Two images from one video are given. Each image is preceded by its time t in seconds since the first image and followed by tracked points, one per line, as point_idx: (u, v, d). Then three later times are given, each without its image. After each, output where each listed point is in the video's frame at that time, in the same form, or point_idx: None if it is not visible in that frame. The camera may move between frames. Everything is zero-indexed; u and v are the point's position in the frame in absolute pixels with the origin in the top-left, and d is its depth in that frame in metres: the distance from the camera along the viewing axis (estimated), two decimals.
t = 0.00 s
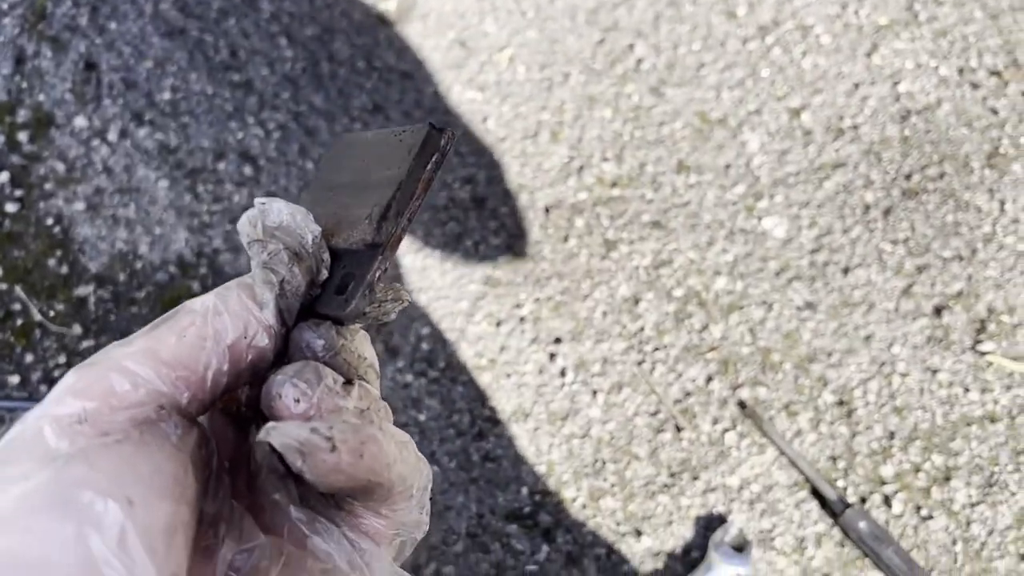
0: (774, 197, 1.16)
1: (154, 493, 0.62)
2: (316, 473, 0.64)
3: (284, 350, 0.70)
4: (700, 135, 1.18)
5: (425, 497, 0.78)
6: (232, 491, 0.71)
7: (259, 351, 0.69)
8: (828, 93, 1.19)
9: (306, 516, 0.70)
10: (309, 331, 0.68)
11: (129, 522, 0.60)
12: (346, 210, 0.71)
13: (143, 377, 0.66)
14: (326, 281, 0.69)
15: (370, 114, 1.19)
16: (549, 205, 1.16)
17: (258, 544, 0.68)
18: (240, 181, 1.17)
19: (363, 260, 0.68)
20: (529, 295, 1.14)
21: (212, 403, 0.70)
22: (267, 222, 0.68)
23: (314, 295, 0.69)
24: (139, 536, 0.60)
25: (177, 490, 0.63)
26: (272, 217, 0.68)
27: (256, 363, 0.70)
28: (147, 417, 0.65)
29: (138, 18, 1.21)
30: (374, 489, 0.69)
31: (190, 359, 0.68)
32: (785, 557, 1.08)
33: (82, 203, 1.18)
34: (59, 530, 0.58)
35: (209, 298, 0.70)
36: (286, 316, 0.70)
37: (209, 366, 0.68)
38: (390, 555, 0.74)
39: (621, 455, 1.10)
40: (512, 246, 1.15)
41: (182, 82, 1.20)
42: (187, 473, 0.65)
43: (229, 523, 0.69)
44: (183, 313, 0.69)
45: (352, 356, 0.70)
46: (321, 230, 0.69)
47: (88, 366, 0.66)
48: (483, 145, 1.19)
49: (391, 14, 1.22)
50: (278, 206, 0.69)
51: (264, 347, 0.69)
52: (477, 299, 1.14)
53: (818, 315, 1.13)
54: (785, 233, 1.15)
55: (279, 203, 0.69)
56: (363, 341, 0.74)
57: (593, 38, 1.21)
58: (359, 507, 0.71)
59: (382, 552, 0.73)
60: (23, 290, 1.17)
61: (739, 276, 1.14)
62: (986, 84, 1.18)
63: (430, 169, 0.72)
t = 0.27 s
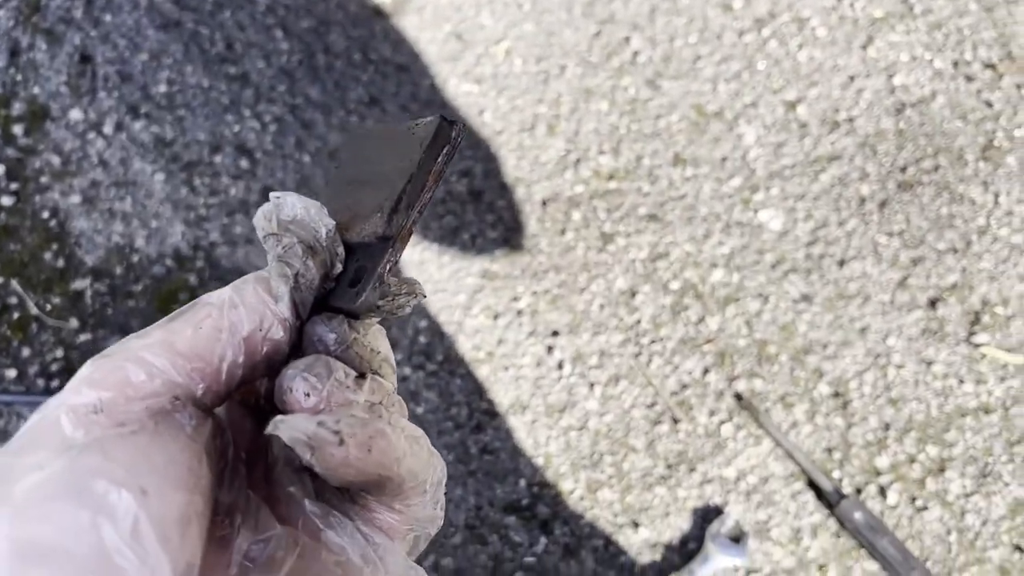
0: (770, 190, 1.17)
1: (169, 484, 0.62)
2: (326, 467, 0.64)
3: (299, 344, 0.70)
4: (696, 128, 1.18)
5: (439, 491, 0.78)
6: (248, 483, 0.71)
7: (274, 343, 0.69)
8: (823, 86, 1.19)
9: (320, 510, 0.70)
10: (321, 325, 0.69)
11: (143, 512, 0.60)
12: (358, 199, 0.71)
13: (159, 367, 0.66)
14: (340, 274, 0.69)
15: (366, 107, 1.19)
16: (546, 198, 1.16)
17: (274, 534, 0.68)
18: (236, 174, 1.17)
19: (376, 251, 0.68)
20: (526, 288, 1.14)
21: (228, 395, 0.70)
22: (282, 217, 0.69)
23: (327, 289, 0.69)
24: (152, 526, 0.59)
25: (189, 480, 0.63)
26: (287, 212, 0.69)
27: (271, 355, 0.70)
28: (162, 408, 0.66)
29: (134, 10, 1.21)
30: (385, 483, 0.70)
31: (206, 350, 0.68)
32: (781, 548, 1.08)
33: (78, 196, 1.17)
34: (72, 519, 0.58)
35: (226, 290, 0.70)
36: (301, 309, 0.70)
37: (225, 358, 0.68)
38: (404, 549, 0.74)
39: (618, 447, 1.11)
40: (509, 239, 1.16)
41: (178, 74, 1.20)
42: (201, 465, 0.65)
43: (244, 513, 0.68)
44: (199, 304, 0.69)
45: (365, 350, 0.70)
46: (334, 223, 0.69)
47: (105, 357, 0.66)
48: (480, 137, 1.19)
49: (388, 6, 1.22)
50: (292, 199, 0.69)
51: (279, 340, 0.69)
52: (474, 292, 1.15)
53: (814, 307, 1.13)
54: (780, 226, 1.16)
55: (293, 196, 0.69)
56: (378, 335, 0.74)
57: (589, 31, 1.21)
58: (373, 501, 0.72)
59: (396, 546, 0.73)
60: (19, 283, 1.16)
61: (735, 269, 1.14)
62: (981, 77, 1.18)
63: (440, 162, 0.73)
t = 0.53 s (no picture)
0: (763, 187, 1.17)
1: (165, 504, 0.62)
2: (320, 484, 0.64)
3: (296, 361, 0.70)
4: (689, 125, 1.18)
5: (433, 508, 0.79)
6: (245, 497, 0.72)
7: (272, 360, 0.69)
8: (817, 82, 1.20)
9: (315, 525, 0.71)
10: (316, 342, 0.68)
11: (138, 531, 0.60)
12: (354, 218, 0.72)
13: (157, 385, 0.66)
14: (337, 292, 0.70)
15: (360, 105, 1.19)
16: (540, 195, 1.17)
17: (269, 550, 0.68)
18: (230, 172, 1.17)
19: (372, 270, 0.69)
20: (520, 286, 1.15)
21: (224, 411, 0.70)
22: (280, 235, 0.70)
23: (325, 306, 0.70)
24: (148, 545, 0.60)
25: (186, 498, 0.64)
26: (286, 230, 0.70)
27: (268, 372, 0.70)
28: (159, 426, 0.66)
29: (127, 7, 1.21)
30: (380, 501, 0.70)
31: (203, 368, 0.68)
32: (774, 544, 1.09)
33: (71, 194, 1.17)
34: (69, 538, 0.59)
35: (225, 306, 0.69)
36: (298, 326, 0.70)
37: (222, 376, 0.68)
38: (398, 564, 0.75)
39: (612, 445, 1.11)
40: (503, 237, 1.16)
41: (171, 72, 1.19)
42: (198, 483, 0.65)
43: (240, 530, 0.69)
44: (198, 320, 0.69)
45: (361, 367, 0.70)
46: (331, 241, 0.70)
47: (104, 374, 0.66)
48: (474, 135, 1.19)
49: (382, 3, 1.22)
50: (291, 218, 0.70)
51: (276, 357, 0.69)
52: (468, 290, 1.15)
53: (807, 304, 1.14)
54: (774, 224, 1.16)
55: (292, 215, 0.70)
56: (374, 351, 0.74)
57: (583, 28, 1.21)
58: (367, 518, 0.72)
59: (390, 563, 0.73)
60: (13, 281, 1.16)
61: (728, 266, 1.15)
62: (974, 74, 1.19)
63: (437, 179, 0.75)
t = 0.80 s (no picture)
0: (759, 187, 1.17)
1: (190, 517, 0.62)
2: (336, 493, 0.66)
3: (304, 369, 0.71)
4: (685, 125, 1.19)
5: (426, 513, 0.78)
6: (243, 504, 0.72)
7: (282, 369, 0.71)
8: (812, 82, 1.20)
9: (315, 533, 0.71)
10: (329, 353, 0.70)
11: (166, 545, 0.60)
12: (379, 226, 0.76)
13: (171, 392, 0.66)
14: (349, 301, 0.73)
15: (357, 105, 1.19)
16: (536, 195, 1.17)
17: (273, 561, 0.69)
18: (227, 172, 1.17)
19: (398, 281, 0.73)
20: (517, 286, 1.15)
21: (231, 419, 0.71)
22: (299, 242, 0.73)
23: (337, 314, 0.73)
24: (177, 558, 0.60)
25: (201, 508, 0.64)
26: (303, 240, 0.73)
27: (277, 380, 0.71)
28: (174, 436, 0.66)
29: (124, 8, 1.21)
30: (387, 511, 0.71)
31: (218, 376, 0.68)
32: (769, 543, 1.09)
33: (69, 195, 1.17)
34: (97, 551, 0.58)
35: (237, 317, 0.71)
36: (309, 335, 0.72)
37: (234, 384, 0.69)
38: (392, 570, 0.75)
39: (609, 444, 1.12)
40: (500, 237, 1.16)
41: (168, 72, 1.19)
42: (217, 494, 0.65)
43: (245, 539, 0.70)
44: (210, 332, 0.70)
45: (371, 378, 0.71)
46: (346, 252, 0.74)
47: (118, 383, 0.65)
48: (471, 135, 1.19)
49: (380, 3, 1.22)
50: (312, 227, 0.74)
51: (287, 366, 0.70)
52: (465, 290, 1.15)
53: (802, 304, 1.14)
54: (769, 224, 1.17)
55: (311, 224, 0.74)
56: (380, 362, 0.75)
57: (579, 28, 1.21)
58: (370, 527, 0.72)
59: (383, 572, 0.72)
60: (11, 282, 1.17)
61: (724, 266, 1.15)
62: (968, 74, 1.19)
63: (456, 200, 0.82)
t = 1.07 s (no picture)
0: (758, 187, 1.17)
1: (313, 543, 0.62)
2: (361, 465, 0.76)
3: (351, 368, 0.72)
4: (684, 125, 1.19)
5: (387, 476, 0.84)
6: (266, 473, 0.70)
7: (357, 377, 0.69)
8: (811, 82, 1.20)
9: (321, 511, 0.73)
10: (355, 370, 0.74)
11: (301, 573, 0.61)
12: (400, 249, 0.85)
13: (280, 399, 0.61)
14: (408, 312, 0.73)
15: (357, 105, 1.19)
16: (535, 195, 1.17)
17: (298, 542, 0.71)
18: (227, 172, 1.17)
19: (450, 280, 0.75)
20: (516, 286, 1.15)
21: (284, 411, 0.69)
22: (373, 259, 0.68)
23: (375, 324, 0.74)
24: None
25: (320, 519, 0.61)
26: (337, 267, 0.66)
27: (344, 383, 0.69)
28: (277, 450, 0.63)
29: (123, 8, 1.20)
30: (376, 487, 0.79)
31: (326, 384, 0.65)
32: (769, 543, 1.10)
33: (68, 195, 1.17)
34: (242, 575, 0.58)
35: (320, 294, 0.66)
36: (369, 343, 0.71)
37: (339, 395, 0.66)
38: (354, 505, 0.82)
39: (608, 444, 1.12)
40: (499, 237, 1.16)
41: (167, 73, 1.19)
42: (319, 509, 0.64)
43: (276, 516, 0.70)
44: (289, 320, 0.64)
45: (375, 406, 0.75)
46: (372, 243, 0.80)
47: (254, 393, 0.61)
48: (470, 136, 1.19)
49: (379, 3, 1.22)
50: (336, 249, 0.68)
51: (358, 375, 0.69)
52: (465, 290, 1.15)
53: (801, 304, 1.15)
54: (768, 224, 1.17)
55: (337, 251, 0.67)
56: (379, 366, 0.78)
57: (579, 28, 1.21)
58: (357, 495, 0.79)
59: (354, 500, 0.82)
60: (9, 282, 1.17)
61: (723, 266, 1.15)
62: (967, 75, 1.19)
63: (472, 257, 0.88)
